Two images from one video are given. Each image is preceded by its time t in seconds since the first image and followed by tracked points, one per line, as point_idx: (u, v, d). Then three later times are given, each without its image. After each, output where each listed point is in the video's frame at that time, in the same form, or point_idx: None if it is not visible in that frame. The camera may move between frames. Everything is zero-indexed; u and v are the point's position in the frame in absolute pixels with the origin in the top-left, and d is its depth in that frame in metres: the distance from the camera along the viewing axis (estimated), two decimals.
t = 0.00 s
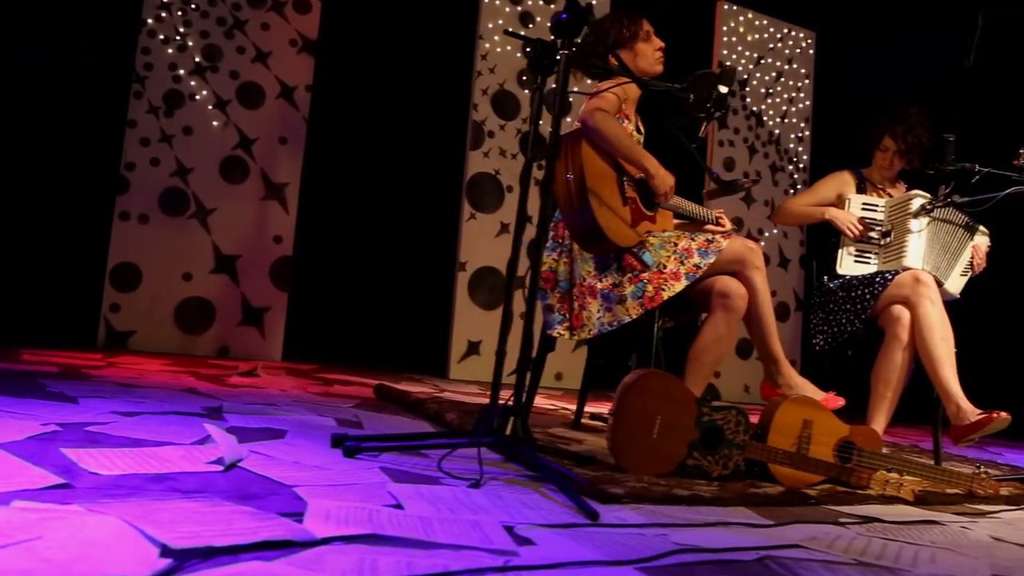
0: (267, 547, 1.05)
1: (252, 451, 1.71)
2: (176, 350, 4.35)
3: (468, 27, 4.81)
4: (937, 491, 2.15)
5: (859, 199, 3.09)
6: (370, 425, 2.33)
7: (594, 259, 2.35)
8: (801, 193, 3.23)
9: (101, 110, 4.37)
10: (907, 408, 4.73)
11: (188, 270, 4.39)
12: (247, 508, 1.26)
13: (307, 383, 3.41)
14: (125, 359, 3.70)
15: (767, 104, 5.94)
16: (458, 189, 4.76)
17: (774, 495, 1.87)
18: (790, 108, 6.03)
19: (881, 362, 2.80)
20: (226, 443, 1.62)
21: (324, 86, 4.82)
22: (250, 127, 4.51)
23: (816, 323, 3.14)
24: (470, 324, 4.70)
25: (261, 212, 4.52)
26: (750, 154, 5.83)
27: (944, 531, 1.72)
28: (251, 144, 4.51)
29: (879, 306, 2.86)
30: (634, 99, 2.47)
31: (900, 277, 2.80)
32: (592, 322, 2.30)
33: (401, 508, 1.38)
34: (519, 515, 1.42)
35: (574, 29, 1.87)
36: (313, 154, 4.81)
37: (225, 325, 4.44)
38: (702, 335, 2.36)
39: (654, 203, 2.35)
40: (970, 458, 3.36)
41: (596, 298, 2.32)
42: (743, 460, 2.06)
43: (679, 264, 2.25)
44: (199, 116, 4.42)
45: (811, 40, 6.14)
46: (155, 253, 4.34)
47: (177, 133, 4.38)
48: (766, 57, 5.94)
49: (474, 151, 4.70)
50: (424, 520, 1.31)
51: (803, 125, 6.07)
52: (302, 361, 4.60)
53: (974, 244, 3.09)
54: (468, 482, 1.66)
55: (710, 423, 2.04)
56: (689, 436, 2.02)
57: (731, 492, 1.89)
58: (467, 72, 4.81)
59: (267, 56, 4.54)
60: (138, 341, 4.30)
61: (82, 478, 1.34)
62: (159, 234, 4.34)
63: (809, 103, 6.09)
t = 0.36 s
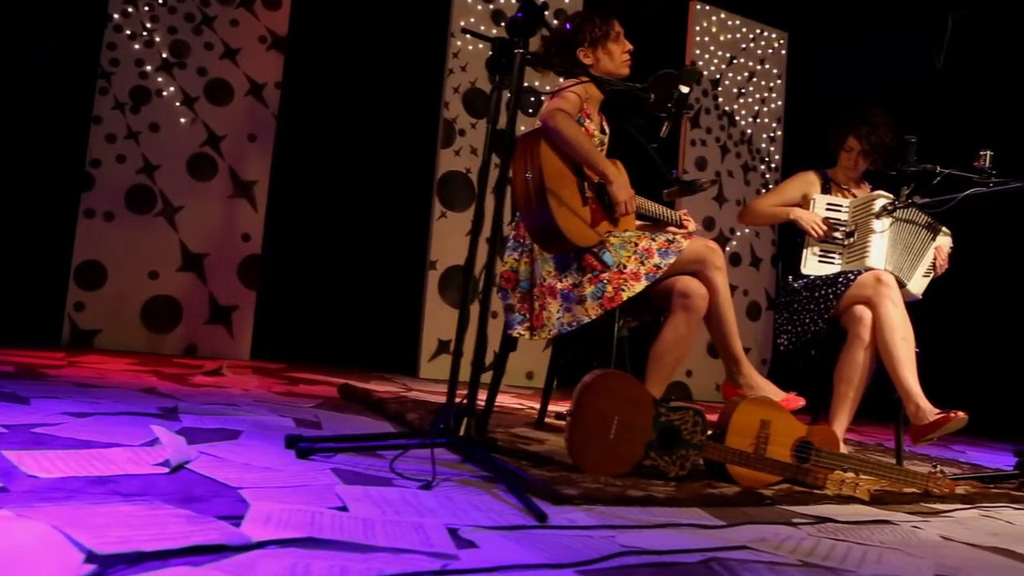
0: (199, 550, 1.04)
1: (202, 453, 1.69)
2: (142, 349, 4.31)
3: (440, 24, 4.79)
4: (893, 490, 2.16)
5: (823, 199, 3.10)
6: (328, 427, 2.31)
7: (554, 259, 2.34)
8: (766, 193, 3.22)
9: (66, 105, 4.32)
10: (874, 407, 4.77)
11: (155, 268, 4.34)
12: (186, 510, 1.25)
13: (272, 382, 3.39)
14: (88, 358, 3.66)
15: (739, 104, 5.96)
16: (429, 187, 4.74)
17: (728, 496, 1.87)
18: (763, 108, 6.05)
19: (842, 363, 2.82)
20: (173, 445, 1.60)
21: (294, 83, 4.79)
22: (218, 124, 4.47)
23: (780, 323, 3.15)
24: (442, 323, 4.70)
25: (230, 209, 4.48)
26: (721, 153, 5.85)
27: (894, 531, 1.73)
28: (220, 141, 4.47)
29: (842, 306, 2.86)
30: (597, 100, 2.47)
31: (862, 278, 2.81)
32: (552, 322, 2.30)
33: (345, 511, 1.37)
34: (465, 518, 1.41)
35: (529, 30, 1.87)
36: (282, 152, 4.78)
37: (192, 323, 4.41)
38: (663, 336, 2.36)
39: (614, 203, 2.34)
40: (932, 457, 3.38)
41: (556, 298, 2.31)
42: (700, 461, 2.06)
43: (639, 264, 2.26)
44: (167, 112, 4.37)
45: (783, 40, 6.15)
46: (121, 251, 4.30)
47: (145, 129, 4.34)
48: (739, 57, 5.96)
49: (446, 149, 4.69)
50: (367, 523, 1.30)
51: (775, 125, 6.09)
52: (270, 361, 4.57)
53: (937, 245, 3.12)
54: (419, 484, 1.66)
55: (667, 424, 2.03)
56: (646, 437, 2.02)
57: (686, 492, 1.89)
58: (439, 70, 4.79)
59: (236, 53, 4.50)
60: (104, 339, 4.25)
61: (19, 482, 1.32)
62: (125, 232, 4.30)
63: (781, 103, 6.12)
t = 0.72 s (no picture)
0: (127, 561, 1.02)
1: (150, 457, 1.67)
2: (108, 349, 4.26)
3: (411, 23, 4.77)
4: (850, 492, 2.17)
5: (788, 200, 3.09)
6: (286, 429, 2.29)
7: (514, 260, 2.32)
8: (732, 195, 3.21)
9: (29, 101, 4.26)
10: (841, 405, 4.81)
11: (121, 267, 4.30)
12: (122, 517, 1.23)
13: (236, 383, 3.36)
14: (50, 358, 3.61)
15: (711, 104, 5.97)
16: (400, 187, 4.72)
17: (683, 498, 1.87)
18: (734, 108, 6.06)
19: (804, 364, 2.83)
20: (118, 449, 1.58)
21: (263, 81, 4.75)
22: (185, 122, 4.42)
23: (745, 324, 3.16)
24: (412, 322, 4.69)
25: (197, 208, 4.44)
26: (694, 153, 5.86)
27: (845, 533, 1.74)
28: (187, 139, 4.43)
29: (805, 307, 2.87)
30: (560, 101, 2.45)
31: (824, 279, 2.82)
32: (512, 323, 2.28)
33: (288, 516, 1.36)
34: (410, 523, 1.41)
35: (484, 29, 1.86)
36: (251, 150, 4.74)
37: (159, 322, 4.36)
38: (623, 338, 2.36)
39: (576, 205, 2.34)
40: (894, 456, 3.41)
41: (516, 299, 2.29)
42: (657, 462, 2.05)
43: (599, 265, 2.26)
44: (134, 109, 4.32)
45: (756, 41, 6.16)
46: (86, 249, 4.24)
47: (110, 127, 4.28)
48: (711, 57, 5.96)
49: (416, 148, 4.67)
50: (307, 529, 1.29)
51: (747, 126, 6.11)
52: (239, 361, 4.54)
53: (901, 248, 3.13)
54: (370, 488, 1.65)
55: (624, 427, 2.03)
56: (603, 439, 2.01)
57: (641, 495, 1.89)
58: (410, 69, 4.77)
59: (203, 49, 4.45)
60: (69, 339, 4.20)
61: None
62: (90, 230, 4.25)
63: (754, 104, 6.13)
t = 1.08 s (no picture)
0: None
1: (95, 464, 1.65)
2: (72, 349, 4.21)
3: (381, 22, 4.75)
4: (808, 496, 2.17)
5: (752, 203, 3.08)
6: (242, 433, 2.26)
7: (473, 263, 2.33)
8: (697, 198, 3.21)
9: None
10: (810, 406, 4.84)
11: (85, 267, 4.25)
12: (55, 529, 1.21)
13: (199, 385, 3.33)
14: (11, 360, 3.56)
15: (684, 105, 5.98)
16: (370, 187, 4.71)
17: (637, 504, 1.87)
18: (707, 109, 6.07)
19: (767, 367, 2.83)
20: (60, 458, 1.55)
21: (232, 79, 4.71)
22: (151, 120, 4.37)
23: (709, 326, 3.16)
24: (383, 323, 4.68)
25: (163, 207, 4.40)
26: (666, 154, 5.87)
27: (797, 539, 1.74)
28: (153, 138, 4.38)
29: (768, 310, 2.87)
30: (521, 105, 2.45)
31: (787, 282, 2.82)
32: (471, 327, 2.27)
33: (229, 525, 1.34)
34: (353, 532, 1.39)
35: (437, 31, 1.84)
36: (219, 149, 4.69)
37: (124, 323, 4.32)
38: (583, 341, 2.35)
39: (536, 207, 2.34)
40: (857, 456, 3.44)
41: (475, 303, 2.30)
42: (615, 468, 2.04)
43: (558, 268, 2.24)
44: (99, 107, 4.27)
45: (728, 43, 6.17)
46: (50, 249, 4.19)
47: (75, 125, 4.23)
48: (684, 58, 5.96)
49: (387, 148, 4.66)
50: (247, 539, 1.27)
51: (719, 127, 6.13)
52: (206, 361, 4.50)
53: (865, 251, 3.12)
54: (319, 496, 1.63)
55: (580, 431, 2.02)
56: (559, 444, 2.00)
57: (596, 500, 1.89)
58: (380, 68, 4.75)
59: (170, 47, 4.41)
60: (32, 340, 4.15)
61: None
62: (54, 229, 4.20)
63: (726, 105, 6.15)
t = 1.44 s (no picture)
0: None
1: (40, 475, 1.62)
2: (36, 351, 4.15)
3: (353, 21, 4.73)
4: (766, 501, 2.17)
5: (718, 207, 3.08)
6: (198, 439, 2.24)
7: (431, 268, 2.32)
8: (664, 200, 3.21)
9: None
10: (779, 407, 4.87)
11: (49, 268, 4.19)
12: None
13: (161, 388, 3.29)
14: None
15: (656, 106, 5.99)
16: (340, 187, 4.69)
17: (592, 511, 1.86)
18: (680, 111, 6.09)
19: (731, 372, 2.83)
20: (1, 469, 1.52)
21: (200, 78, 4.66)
22: (117, 119, 4.32)
23: (675, 329, 3.16)
24: (352, 324, 4.67)
25: (130, 208, 4.35)
26: (638, 155, 5.88)
27: (750, 546, 1.75)
28: (119, 137, 4.33)
29: (732, 314, 2.88)
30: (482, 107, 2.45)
31: (750, 286, 2.82)
32: (430, 332, 2.27)
33: (169, 538, 1.32)
34: (297, 544, 1.38)
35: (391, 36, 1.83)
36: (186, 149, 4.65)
37: (88, 324, 4.27)
38: (544, 347, 2.34)
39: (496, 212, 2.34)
40: (821, 459, 3.45)
41: (434, 308, 2.29)
42: (571, 475, 2.03)
43: (518, 273, 2.25)
44: (63, 106, 4.20)
45: (701, 44, 6.18)
46: (12, 249, 4.13)
47: (38, 123, 4.17)
48: (657, 59, 5.97)
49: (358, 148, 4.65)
50: (185, 553, 1.26)
51: (692, 128, 6.14)
52: (173, 363, 4.47)
53: (829, 256, 3.14)
54: (268, 506, 1.61)
55: (538, 438, 2.01)
56: (515, 450, 1.99)
57: (552, 507, 1.88)
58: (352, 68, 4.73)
59: (136, 45, 4.35)
60: None
61: None
62: (17, 230, 4.14)
63: (699, 106, 6.16)
